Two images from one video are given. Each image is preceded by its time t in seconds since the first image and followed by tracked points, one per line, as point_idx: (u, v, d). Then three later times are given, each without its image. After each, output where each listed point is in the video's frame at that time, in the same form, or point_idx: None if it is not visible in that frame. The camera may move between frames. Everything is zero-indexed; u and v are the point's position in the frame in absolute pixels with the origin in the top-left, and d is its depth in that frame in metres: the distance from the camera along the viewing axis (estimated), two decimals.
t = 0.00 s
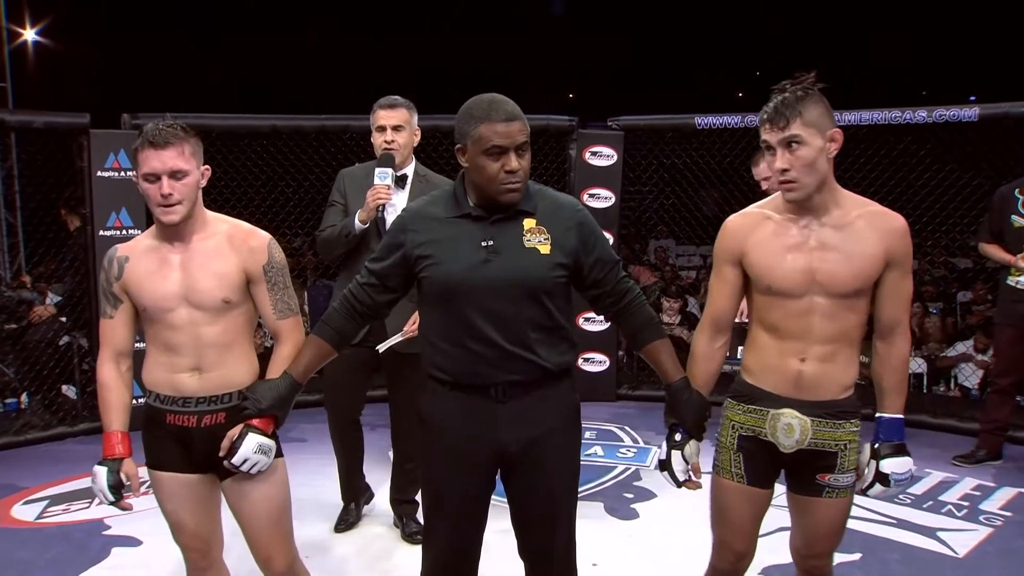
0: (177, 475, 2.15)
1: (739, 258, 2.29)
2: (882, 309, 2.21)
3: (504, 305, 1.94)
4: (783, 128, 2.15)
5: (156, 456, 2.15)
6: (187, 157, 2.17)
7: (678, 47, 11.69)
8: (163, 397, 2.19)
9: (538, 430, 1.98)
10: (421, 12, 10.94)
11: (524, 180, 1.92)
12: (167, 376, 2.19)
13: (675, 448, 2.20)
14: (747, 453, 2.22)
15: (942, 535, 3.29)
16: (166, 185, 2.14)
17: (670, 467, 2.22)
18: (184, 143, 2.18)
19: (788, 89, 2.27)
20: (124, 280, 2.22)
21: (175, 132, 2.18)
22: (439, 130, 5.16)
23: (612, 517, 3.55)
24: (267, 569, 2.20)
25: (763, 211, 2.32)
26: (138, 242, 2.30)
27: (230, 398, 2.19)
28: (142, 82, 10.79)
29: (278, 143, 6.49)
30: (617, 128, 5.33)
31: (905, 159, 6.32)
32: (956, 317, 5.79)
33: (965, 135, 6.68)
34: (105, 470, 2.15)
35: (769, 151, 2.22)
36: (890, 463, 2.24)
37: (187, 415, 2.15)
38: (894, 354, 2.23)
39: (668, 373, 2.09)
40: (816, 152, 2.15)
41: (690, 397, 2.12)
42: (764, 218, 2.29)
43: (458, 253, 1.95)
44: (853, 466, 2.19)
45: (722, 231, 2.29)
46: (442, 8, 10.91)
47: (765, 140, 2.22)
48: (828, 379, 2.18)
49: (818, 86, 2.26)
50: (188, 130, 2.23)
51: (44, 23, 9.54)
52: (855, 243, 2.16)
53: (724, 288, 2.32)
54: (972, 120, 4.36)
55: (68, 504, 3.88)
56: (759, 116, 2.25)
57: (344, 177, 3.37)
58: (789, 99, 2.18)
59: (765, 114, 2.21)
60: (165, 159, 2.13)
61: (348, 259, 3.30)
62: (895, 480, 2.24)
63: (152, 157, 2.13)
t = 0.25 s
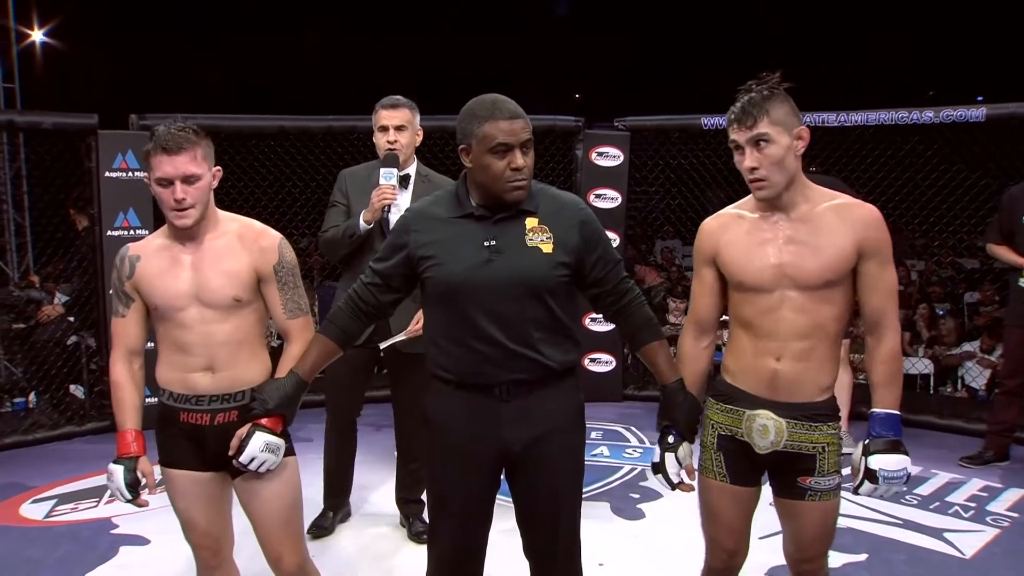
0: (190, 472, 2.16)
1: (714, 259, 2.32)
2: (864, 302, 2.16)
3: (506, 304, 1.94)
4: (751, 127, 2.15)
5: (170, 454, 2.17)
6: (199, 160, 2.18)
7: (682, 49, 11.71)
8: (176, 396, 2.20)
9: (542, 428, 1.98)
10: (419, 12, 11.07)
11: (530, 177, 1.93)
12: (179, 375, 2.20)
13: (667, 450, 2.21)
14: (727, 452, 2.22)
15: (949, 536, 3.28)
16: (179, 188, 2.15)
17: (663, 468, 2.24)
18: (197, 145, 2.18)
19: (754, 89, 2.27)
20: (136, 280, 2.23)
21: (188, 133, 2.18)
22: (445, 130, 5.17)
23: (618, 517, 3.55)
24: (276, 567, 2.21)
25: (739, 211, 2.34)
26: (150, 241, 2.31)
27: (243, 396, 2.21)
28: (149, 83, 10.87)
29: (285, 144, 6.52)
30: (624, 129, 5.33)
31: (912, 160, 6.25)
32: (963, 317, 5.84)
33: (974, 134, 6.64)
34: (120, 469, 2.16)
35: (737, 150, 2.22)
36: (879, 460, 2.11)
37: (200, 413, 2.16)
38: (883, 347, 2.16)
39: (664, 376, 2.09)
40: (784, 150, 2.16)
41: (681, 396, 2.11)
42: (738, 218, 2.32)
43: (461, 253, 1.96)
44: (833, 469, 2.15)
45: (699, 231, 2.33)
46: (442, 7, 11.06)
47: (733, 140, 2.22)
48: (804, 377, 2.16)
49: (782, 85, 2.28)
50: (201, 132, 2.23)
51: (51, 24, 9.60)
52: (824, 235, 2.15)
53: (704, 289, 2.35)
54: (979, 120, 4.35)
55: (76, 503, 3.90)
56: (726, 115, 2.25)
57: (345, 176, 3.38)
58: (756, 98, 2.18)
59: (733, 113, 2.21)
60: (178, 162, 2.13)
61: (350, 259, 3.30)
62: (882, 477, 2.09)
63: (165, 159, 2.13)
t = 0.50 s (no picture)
0: (216, 475, 2.17)
1: (696, 263, 2.31)
2: (840, 296, 2.13)
3: (516, 306, 1.94)
4: (746, 123, 2.14)
5: (194, 456, 2.18)
6: (237, 165, 2.19)
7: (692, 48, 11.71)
8: (202, 396, 2.21)
9: (552, 430, 1.97)
10: (421, 12, 11.11)
11: (540, 177, 1.93)
12: (207, 374, 2.22)
13: (660, 456, 2.13)
14: (723, 457, 2.20)
15: (966, 537, 3.25)
16: (215, 191, 2.17)
17: (655, 475, 2.16)
18: (236, 148, 2.19)
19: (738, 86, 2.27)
20: (166, 276, 2.25)
21: (227, 135, 2.19)
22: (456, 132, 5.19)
23: (632, 518, 3.54)
24: (297, 568, 2.23)
25: (719, 213, 2.33)
26: (181, 238, 2.33)
27: (269, 399, 2.21)
28: (161, 87, 10.96)
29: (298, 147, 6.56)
30: (635, 129, 5.33)
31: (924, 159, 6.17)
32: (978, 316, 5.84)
33: (988, 131, 6.59)
34: (126, 465, 2.20)
35: (725, 147, 2.20)
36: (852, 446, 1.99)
37: (227, 415, 2.17)
38: (856, 340, 2.12)
39: (662, 384, 2.09)
40: (774, 147, 2.16)
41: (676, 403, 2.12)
42: (717, 220, 2.30)
43: (472, 255, 1.95)
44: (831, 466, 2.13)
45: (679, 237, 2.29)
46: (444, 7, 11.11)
47: (721, 137, 2.20)
48: (792, 376, 2.15)
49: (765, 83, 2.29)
50: (241, 135, 2.24)
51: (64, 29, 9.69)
52: (803, 233, 2.14)
53: (687, 295, 2.33)
54: (992, 118, 4.32)
55: (91, 506, 3.92)
56: (712, 112, 2.23)
57: (337, 180, 3.37)
58: (747, 95, 2.18)
59: (723, 109, 2.18)
60: (217, 166, 2.15)
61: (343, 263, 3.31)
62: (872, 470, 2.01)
63: (203, 161, 2.14)
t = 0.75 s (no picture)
0: (238, 473, 2.16)
1: (687, 263, 2.29)
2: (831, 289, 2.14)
3: (527, 302, 1.93)
4: (748, 116, 2.13)
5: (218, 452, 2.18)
6: (271, 169, 2.18)
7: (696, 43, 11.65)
8: (227, 393, 2.21)
9: (563, 426, 1.96)
10: (421, 12, 11.01)
11: (551, 170, 1.91)
12: (232, 371, 2.22)
13: (655, 457, 2.09)
14: (725, 452, 2.17)
15: (978, 530, 3.24)
16: (248, 194, 2.16)
17: (650, 476, 2.10)
18: (270, 152, 2.18)
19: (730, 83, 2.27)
20: (195, 275, 2.24)
21: (261, 137, 2.18)
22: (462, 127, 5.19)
23: (642, 513, 3.53)
24: (314, 561, 2.24)
25: (707, 212, 2.31)
26: (207, 237, 2.32)
27: (293, 396, 2.21)
28: (164, 87, 10.97)
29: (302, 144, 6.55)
30: (640, 124, 5.31)
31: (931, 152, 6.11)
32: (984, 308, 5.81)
33: (996, 123, 6.55)
34: (154, 465, 2.18)
35: (722, 140, 2.17)
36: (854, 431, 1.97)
37: (252, 412, 2.17)
38: (848, 330, 2.14)
39: (659, 385, 2.07)
40: (770, 143, 2.18)
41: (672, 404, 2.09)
42: (706, 219, 2.28)
43: (483, 250, 1.94)
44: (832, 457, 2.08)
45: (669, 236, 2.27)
46: (444, 7, 10.97)
47: (717, 129, 2.17)
48: (792, 371, 2.14)
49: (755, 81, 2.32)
50: (273, 137, 2.23)
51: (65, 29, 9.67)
52: (795, 230, 2.14)
53: (679, 296, 2.32)
54: (1001, 109, 4.28)
55: (100, 505, 3.93)
56: (707, 105, 2.21)
57: (319, 179, 3.34)
58: (744, 90, 2.18)
59: (720, 103, 2.16)
60: (251, 170, 2.14)
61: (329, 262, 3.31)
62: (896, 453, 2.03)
63: (239, 165, 2.13)
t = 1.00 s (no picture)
0: (255, 480, 2.18)
1: (682, 274, 2.28)
2: (841, 289, 2.16)
3: (530, 308, 1.91)
4: (744, 124, 2.15)
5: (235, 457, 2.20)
6: (299, 192, 2.15)
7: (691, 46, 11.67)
8: (245, 398, 2.20)
9: (567, 433, 1.94)
10: (424, 13, 10.87)
11: (555, 174, 1.90)
12: (250, 376, 2.20)
13: (655, 470, 2.11)
14: (729, 458, 2.16)
15: (977, 534, 3.24)
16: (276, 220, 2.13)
17: (652, 488, 2.13)
18: (299, 175, 2.13)
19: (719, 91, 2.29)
20: (218, 282, 2.21)
21: (288, 159, 2.12)
22: (457, 133, 5.19)
23: (640, 520, 3.52)
24: (322, 565, 2.22)
25: (697, 222, 2.31)
26: (225, 242, 2.29)
27: (310, 401, 2.21)
28: (155, 92, 10.92)
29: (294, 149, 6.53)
30: (635, 128, 5.31)
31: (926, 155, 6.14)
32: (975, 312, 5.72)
33: (987, 128, 6.59)
34: (214, 469, 2.08)
35: (717, 148, 2.18)
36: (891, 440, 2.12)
37: (268, 417, 2.18)
38: (865, 329, 2.15)
39: (659, 396, 2.06)
40: (763, 150, 2.20)
41: (673, 419, 2.08)
42: (697, 229, 2.28)
43: (486, 255, 1.93)
44: (835, 460, 2.07)
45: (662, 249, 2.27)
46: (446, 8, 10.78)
47: (712, 136, 2.18)
48: (794, 376, 2.13)
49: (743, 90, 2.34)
50: (299, 157, 2.17)
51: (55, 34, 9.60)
52: (789, 235, 2.15)
53: (676, 306, 2.30)
54: (995, 113, 4.31)
55: (93, 515, 3.88)
56: (700, 113, 2.21)
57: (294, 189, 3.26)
58: (738, 97, 2.20)
59: (713, 110, 2.17)
60: (279, 199, 2.09)
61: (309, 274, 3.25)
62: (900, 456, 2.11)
63: (268, 193, 2.08)
